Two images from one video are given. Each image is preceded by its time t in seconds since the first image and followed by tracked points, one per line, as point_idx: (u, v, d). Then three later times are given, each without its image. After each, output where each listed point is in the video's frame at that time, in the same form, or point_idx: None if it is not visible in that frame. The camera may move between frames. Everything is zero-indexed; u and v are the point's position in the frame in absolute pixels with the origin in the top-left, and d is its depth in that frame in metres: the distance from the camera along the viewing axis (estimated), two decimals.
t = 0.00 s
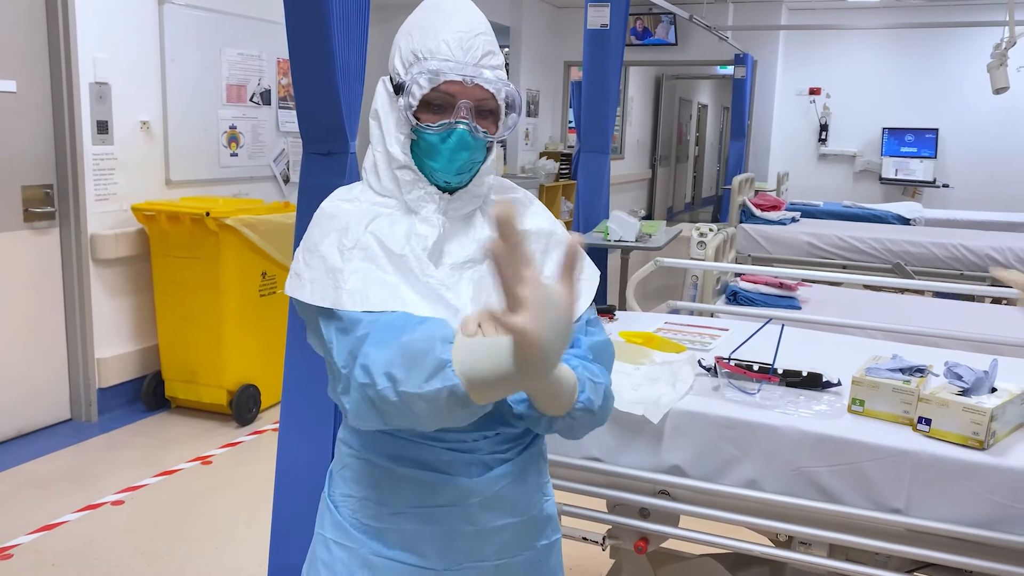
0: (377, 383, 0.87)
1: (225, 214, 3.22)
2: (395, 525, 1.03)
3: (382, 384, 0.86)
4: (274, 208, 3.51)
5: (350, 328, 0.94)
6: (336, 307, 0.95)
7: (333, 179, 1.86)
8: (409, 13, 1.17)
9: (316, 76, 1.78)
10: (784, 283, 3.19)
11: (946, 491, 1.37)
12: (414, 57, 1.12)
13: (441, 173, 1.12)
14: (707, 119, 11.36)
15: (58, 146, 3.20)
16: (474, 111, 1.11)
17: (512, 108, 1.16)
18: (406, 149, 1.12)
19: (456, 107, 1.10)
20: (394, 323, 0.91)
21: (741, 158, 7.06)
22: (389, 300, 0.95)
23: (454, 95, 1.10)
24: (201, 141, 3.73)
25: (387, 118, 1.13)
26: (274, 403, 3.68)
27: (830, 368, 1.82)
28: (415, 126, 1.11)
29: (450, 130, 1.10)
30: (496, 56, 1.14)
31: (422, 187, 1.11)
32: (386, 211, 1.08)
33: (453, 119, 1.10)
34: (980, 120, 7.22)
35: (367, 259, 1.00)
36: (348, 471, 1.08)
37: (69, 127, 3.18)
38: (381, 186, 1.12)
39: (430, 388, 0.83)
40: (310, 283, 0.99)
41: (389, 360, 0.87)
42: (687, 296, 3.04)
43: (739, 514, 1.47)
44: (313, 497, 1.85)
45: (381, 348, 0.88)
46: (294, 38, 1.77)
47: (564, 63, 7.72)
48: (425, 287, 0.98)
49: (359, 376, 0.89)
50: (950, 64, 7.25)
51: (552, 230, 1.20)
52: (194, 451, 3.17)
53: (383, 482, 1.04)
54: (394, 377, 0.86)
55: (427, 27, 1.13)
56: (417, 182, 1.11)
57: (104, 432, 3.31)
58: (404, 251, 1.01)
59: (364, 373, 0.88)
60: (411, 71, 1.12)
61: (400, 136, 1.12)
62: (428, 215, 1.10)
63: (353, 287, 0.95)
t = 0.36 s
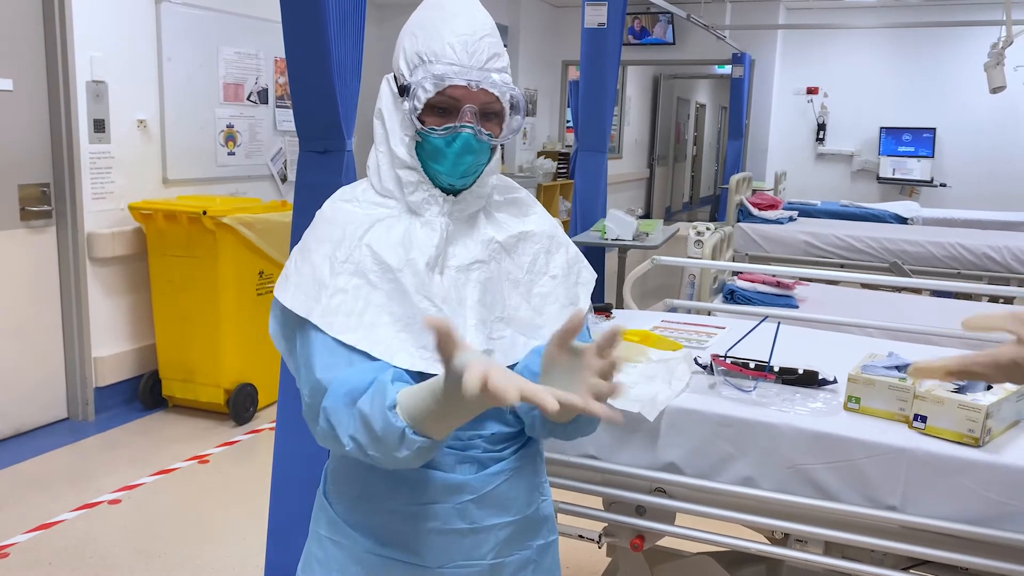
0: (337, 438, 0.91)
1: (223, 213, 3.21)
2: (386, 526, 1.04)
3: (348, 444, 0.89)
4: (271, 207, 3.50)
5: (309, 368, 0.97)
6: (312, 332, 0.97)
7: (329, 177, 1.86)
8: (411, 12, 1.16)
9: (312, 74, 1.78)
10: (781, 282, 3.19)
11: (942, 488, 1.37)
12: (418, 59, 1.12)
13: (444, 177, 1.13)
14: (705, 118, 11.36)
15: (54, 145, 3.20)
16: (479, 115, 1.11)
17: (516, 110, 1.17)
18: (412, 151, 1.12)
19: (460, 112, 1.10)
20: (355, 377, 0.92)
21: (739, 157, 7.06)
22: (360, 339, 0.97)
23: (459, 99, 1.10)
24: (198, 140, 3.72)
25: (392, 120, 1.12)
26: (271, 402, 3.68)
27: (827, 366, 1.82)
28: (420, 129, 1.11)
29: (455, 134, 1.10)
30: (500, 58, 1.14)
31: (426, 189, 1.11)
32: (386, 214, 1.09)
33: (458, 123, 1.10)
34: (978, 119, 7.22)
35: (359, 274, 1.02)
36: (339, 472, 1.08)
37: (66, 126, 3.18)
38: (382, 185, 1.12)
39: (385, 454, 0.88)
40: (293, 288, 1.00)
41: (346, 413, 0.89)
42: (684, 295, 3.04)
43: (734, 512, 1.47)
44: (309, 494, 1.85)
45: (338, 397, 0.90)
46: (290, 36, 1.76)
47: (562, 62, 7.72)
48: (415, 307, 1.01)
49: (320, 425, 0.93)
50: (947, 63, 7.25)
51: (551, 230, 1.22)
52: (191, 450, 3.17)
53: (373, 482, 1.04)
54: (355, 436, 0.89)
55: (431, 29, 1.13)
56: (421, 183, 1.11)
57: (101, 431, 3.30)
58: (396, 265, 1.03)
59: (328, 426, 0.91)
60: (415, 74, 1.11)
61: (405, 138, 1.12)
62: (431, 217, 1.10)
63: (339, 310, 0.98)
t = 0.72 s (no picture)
0: (339, 434, 0.91)
1: (221, 215, 3.21)
2: (383, 526, 1.04)
3: (354, 439, 0.90)
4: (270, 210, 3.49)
5: (308, 368, 0.97)
6: (309, 339, 0.97)
7: (327, 180, 1.86)
8: (408, 18, 1.17)
9: (310, 77, 1.78)
10: (780, 284, 3.20)
11: (940, 492, 1.37)
12: (415, 65, 1.11)
13: (443, 181, 1.12)
14: (705, 119, 11.37)
15: (53, 147, 3.20)
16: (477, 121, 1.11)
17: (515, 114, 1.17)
18: (410, 157, 1.12)
19: (458, 117, 1.10)
20: (361, 375, 0.93)
21: (738, 159, 7.07)
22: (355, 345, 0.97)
23: (457, 104, 1.10)
24: (197, 142, 3.72)
25: (390, 127, 1.12)
26: (270, 404, 3.68)
27: (825, 369, 1.82)
28: (418, 135, 1.11)
29: (454, 139, 1.10)
30: (498, 63, 1.14)
31: (425, 195, 1.11)
32: (384, 221, 1.09)
33: (456, 128, 1.10)
34: (977, 120, 7.23)
35: (358, 281, 1.02)
36: (336, 473, 1.08)
37: (65, 129, 3.18)
38: (381, 192, 1.12)
39: (388, 447, 0.88)
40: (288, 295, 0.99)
41: (351, 408, 0.90)
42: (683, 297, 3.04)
43: (732, 515, 1.47)
44: (308, 498, 1.85)
45: (342, 392, 0.91)
46: (288, 39, 1.76)
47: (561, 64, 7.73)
48: (413, 317, 1.01)
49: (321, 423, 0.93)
50: (945, 64, 7.26)
51: (552, 227, 1.22)
52: (190, 453, 3.17)
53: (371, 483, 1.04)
54: (358, 430, 0.90)
55: (429, 34, 1.13)
56: (420, 190, 1.11)
57: (100, 434, 3.30)
58: (394, 273, 1.03)
59: (328, 422, 0.91)
60: (413, 80, 1.11)
61: (403, 144, 1.12)
62: (430, 224, 1.10)
63: (336, 319, 0.98)
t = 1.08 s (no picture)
0: (325, 443, 0.92)
1: (219, 216, 3.21)
2: (376, 530, 1.03)
3: (338, 450, 0.90)
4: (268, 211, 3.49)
5: (297, 373, 0.97)
6: (299, 344, 0.97)
7: (324, 182, 1.85)
8: (406, 25, 1.14)
9: (306, 79, 1.78)
10: (778, 285, 3.19)
11: (935, 495, 1.37)
12: (414, 79, 1.10)
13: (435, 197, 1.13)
14: (705, 119, 11.36)
15: (51, 148, 3.20)
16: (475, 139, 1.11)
17: (511, 130, 1.16)
18: (405, 169, 1.11)
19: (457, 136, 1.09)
20: (347, 385, 0.93)
21: (737, 159, 7.06)
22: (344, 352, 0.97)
23: (455, 123, 1.10)
24: (196, 142, 3.72)
25: (384, 136, 1.11)
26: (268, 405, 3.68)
27: (821, 371, 1.82)
28: (415, 150, 1.09)
29: (451, 157, 1.09)
30: (496, 80, 1.13)
31: (418, 205, 1.11)
32: (374, 225, 1.08)
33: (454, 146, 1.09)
34: (977, 120, 7.22)
35: (348, 285, 1.01)
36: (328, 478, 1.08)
37: (63, 130, 3.17)
38: (372, 198, 1.11)
39: (374, 461, 0.89)
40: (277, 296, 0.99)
41: (336, 420, 0.90)
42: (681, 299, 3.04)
43: (728, 518, 1.47)
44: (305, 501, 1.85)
45: (328, 401, 0.91)
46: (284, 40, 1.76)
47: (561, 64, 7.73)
48: (403, 322, 1.01)
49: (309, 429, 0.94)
50: (945, 64, 7.25)
51: (543, 228, 1.22)
52: (188, 454, 3.17)
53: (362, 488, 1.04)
54: (343, 444, 0.90)
55: (427, 47, 1.11)
56: (413, 200, 1.11)
57: (98, 435, 3.30)
58: (385, 277, 1.03)
59: (316, 431, 0.92)
60: (411, 93, 1.09)
61: (398, 155, 1.11)
62: (422, 231, 1.10)
63: (326, 323, 0.98)
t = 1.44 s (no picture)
0: (345, 456, 0.91)
1: (216, 217, 3.20)
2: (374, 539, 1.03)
3: (362, 462, 0.90)
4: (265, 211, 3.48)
5: (305, 390, 0.96)
6: (315, 368, 0.95)
7: (318, 182, 1.84)
8: (406, 27, 1.11)
9: (300, 79, 1.77)
10: (776, 285, 3.19)
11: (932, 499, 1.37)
12: (425, 83, 1.07)
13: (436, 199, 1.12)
14: (704, 119, 11.35)
15: (48, 149, 3.19)
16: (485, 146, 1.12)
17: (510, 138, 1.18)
18: (408, 173, 1.08)
19: (469, 143, 1.10)
20: (365, 396, 0.93)
21: (736, 159, 7.05)
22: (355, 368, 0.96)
23: (468, 130, 1.11)
24: (193, 142, 3.72)
25: (387, 140, 1.08)
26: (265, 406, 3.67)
27: (817, 373, 1.81)
28: (425, 154, 1.08)
29: (461, 162, 1.10)
30: (501, 88, 1.15)
31: (420, 210, 1.10)
32: (375, 237, 1.06)
33: (464, 152, 1.10)
34: (976, 120, 7.21)
35: (361, 306, 1.00)
36: (316, 490, 1.06)
37: (59, 130, 3.17)
38: (367, 205, 1.08)
39: (399, 471, 0.90)
40: (284, 328, 0.95)
41: (356, 431, 0.90)
42: (679, 299, 3.03)
43: (723, 521, 1.46)
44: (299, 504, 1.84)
45: (347, 413, 0.91)
46: (279, 40, 1.76)
47: (560, 64, 7.72)
48: (423, 335, 1.01)
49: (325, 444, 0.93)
50: (944, 64, 7.25)
51: (526, 223, 1.26)
52: (185, 455, 3.16)
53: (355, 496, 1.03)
54: (366, 455, 0.90)
55: (435, 52, 1.09)
56: (416, 206, 1.10)
57: (95, 435, 3.29)
58: (399, 291, 1.02)
59: (334, 445, 0.91)
60: (424, 98, 1.07)
61: (401, 159, 1.08)
62: (424, 239, 1.10)
63: (347, 349, 0.96)
